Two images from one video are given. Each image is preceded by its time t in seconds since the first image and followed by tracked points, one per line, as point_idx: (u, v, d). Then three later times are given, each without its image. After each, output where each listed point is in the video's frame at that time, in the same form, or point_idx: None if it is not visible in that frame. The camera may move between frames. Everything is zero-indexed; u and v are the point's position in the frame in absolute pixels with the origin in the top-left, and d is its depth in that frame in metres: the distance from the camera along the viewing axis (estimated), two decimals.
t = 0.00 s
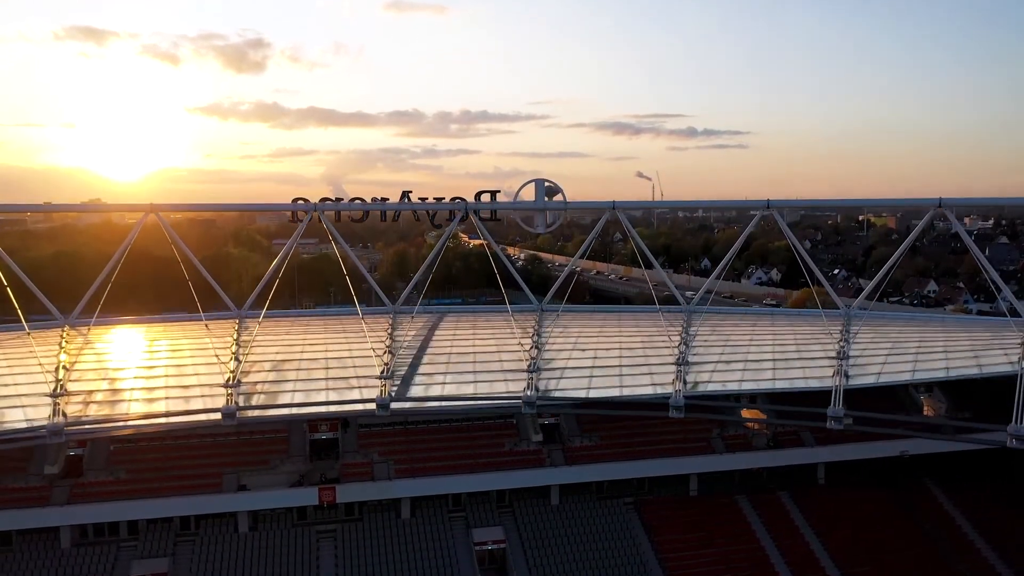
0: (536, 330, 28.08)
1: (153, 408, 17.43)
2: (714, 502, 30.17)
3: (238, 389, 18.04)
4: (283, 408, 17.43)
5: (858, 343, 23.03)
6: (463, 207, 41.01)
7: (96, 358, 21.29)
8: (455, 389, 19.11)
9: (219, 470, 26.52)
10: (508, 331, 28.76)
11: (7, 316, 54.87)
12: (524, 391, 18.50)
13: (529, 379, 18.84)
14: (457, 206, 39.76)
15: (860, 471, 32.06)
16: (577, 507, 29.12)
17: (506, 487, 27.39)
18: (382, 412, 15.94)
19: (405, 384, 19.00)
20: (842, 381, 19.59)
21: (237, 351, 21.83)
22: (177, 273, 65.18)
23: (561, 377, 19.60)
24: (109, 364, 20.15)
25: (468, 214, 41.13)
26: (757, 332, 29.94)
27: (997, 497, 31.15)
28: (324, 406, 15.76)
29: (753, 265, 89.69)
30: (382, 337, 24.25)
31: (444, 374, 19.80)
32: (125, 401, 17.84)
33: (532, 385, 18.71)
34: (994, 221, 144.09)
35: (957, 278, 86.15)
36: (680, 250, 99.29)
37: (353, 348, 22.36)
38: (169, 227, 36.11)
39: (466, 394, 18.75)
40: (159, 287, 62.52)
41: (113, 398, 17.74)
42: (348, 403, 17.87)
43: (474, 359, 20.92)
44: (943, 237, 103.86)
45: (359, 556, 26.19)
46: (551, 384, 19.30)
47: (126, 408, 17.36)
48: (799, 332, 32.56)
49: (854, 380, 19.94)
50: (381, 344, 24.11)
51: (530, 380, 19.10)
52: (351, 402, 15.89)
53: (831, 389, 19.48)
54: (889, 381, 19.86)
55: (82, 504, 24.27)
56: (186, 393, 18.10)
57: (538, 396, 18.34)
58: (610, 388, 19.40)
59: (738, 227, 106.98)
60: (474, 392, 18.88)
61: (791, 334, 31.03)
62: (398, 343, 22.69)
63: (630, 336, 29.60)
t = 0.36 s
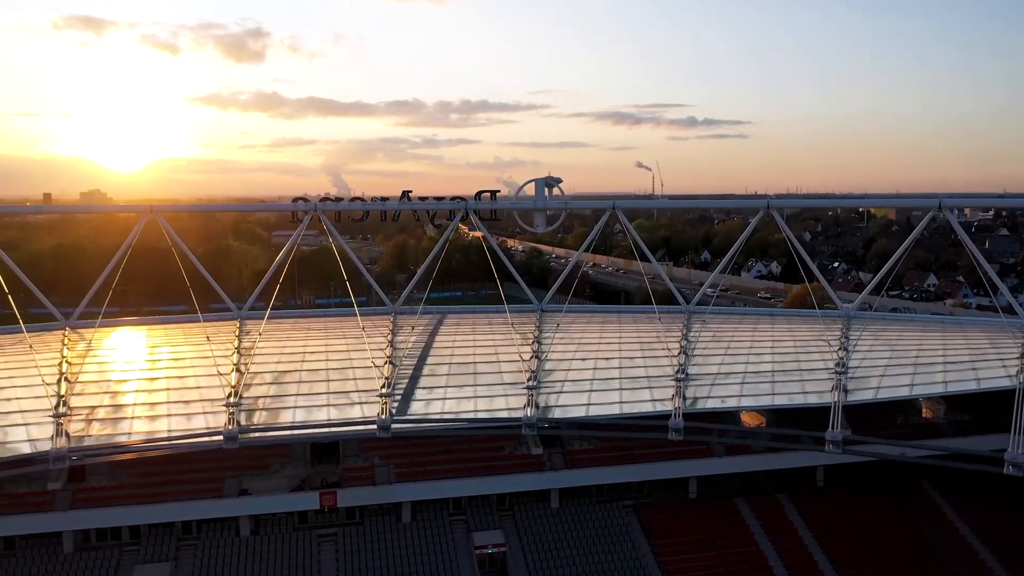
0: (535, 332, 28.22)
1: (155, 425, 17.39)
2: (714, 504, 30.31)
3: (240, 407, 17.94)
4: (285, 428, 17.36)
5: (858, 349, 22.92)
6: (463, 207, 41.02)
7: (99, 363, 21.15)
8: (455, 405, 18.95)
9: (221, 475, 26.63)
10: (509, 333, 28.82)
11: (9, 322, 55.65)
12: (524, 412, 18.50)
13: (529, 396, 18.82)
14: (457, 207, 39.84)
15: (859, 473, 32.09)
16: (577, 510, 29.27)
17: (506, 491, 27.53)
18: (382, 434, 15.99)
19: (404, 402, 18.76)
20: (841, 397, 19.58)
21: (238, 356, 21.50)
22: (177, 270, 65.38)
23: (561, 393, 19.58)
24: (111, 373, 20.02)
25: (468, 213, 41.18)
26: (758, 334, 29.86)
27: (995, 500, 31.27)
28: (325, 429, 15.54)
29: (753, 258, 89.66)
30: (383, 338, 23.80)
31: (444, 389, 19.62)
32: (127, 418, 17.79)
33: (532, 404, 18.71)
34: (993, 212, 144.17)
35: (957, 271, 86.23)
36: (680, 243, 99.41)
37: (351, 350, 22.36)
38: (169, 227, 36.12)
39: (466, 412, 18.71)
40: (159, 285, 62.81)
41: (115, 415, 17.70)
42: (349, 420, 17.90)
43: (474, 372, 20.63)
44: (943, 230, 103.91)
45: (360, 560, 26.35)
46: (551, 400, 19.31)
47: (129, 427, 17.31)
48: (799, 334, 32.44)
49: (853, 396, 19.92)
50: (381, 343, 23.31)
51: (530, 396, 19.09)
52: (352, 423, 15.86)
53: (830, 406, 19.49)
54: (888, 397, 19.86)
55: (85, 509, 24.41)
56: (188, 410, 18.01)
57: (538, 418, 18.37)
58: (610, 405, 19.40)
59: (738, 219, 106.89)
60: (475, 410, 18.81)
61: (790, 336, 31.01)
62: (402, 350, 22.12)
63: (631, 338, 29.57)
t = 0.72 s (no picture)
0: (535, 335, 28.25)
1: (157, 441, 17.45)
2: (713, 507, 30.43)
3: (242, 423, 18.00)
4: (287, 445, 17.48)
5: (857, 354, 22.88)
6: (463, 207, 40.97)
7: (101, 371, 21.10)
8: (456, 420, 18.94)
9: (222, 479, 26.71)
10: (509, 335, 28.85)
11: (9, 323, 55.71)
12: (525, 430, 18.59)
13: (529, 413, 18.91)
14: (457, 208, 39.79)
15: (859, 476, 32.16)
16: (576, 512, 29.39)
17: (506, 494, 27.63)
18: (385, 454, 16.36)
19: (405, 418, 18.84)
20: (839, 412, 19.66)
21: (239, 364, 21.44)
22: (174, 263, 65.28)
23: (561, 407, 19.68)
24: (114, 384, 19.96)
25: (468, 213, 41.13)
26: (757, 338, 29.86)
27: (993, 503, 31.38)
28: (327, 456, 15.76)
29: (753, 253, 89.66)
30: (383, 344, 23.77)
31: (445, 402, 19.62)
32: (130, 434, 17.85)
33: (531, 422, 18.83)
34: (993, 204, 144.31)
35: (956, 266, 86.36)
36: (680, 237, 99.39)
37: (352, 357, 22.39)
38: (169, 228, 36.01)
39: (467, 428, 18.75)
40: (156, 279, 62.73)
41: (117, 431, 17.74)
42: (351, 436, 18.01)
43: (475, 383, 20.59)
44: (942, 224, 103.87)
45: (361, 564, 26.49)
46: (551, 415, 19.44)
47: (132, 443, 17.38)
48: (799, 335, 32.37)
49: (851, 410, 20.01)
50: (382, 349, 23.43)
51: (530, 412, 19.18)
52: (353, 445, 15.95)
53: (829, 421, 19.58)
54: (887, 411, 19.94)
55: (87, 515, 24.51)
56: (190, 425, 18.04)
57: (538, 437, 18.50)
58: (610, 420, 19.48)
59: (739, 212, 106.80)
60: (475, 425, 18.85)
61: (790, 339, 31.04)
62: (403, 357, 22.25)
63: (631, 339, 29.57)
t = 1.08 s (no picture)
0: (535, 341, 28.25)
1: (159, 463, 17.52)
2: (713, 514, 30.53)
3: (244, 443, 18.08)
4: (289, 469, 17.61)
5: (857, 366, 22.84)
6: (463, 209, 40.91)
7: (102, 384, 21.09)
8: (456, 440, 18.99)
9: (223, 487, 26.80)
10: (508, 341, 28.87)
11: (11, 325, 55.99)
12: (525, 451, 18.65)
13: (529, 432, 18.95)
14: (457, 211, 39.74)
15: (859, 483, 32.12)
16: (576, 519, 29.50)
17: (506, 501, 27.72)
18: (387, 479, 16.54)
19: (405, 436, 18.89)
20: (838, 432, 19.72)
21: (241, 376, 21.44)
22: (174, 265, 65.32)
23: (561, 424, 19.71)
24: (116, 399, 19.98)
25: (468, 216, 41.06)
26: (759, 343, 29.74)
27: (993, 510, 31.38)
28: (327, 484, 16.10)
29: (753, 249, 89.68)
30: (383, 353, 23.75)
31: (445, 419, 19.66)
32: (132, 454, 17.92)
33: (531, 442, 18.88)
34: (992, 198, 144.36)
35: (956, 262, 86.46)
36: (681, 233, 99.47)
37: (351, 368, 22.37)
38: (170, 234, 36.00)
39: (468, 448, 18.78)
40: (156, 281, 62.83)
41: (120, 451, 17.83)
42: (352, 457, 18.06)
43: (475, 398, 20.60)
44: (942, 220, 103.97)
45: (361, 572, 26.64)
46: (551, 433, 19.44)
47: (134, 465, 17.45)
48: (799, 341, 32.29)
49: (849, 428, 20.07)
50: (382, 357, 23.41)
51: (530, 431, 19.21)
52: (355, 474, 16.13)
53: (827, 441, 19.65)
54: (885, 430, 20.00)
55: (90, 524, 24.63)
56: (193, 445, 18.11)
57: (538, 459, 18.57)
58: (610, 438, 19.50)
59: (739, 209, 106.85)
60: (476, 445, 18.89)
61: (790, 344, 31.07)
62: (404, 368, 22.26)
63: (631, 341, 29.46)
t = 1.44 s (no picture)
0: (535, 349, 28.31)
1: (162, 484, 17.61)
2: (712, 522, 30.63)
3: (245, 464, 18.15)
4: (291, 491, 17.70)
5: (857, 379, 22.82)
6: (463, 214, 40.90)
7: (105, 396, 21.11)
8: (457, 459, 19.05)
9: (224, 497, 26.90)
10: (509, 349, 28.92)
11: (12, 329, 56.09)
12: (525, 473, 18.72)
13: (529, 454, 19.02)
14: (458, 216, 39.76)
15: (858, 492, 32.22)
16: (577, 526, 29.62)
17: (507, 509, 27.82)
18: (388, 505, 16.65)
19: (407, 455, 18.97)
20: (837, 452, 19.78)
21: (243, 388, 21.47)
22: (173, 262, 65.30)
23: (561, 443, 19.77)
24: (118, 413, 20.03)
25: (468, 220, 41.06)
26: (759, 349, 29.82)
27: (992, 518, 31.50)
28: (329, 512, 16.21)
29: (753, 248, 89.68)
30: (383, 364, 23.78)
31: (447, 437, 19.71)
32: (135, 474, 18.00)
33: (532, 463, 18.94)
34: (993, 193, 144.24)
35: (956, 261, 86.48)
36: (681, 232, 99.49)
37: (352, 379, 22.42)
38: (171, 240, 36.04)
39: (469, 468, 18.82)
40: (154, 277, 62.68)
41: (122, 471, 17.89)
42: (354, 479, 18.14)
43: (476, 414, 20.65)
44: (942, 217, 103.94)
45: None
46: (551, 453, 19.50)
47: (137, 486, 17.54)
48: (800, 348, 32.26)
49: (848, 447, 20.12)
50: (382, 367, 23.46)
51: (530, 451, 19.26)
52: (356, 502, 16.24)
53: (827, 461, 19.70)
54: (884, 449, 20.05)
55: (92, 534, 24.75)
56: (195, 465, 18.19)
57: (538, 481, 18.64)
58: (610, 458, 19.56)
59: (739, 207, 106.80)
60: (477, 465, 18.95)
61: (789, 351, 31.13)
62: (404, 381, 22.32)
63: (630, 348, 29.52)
